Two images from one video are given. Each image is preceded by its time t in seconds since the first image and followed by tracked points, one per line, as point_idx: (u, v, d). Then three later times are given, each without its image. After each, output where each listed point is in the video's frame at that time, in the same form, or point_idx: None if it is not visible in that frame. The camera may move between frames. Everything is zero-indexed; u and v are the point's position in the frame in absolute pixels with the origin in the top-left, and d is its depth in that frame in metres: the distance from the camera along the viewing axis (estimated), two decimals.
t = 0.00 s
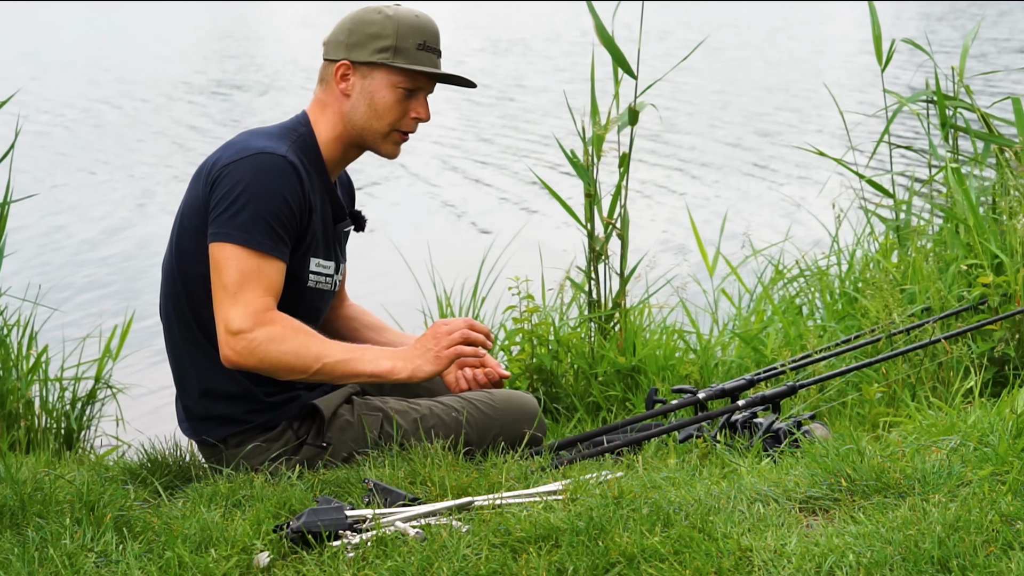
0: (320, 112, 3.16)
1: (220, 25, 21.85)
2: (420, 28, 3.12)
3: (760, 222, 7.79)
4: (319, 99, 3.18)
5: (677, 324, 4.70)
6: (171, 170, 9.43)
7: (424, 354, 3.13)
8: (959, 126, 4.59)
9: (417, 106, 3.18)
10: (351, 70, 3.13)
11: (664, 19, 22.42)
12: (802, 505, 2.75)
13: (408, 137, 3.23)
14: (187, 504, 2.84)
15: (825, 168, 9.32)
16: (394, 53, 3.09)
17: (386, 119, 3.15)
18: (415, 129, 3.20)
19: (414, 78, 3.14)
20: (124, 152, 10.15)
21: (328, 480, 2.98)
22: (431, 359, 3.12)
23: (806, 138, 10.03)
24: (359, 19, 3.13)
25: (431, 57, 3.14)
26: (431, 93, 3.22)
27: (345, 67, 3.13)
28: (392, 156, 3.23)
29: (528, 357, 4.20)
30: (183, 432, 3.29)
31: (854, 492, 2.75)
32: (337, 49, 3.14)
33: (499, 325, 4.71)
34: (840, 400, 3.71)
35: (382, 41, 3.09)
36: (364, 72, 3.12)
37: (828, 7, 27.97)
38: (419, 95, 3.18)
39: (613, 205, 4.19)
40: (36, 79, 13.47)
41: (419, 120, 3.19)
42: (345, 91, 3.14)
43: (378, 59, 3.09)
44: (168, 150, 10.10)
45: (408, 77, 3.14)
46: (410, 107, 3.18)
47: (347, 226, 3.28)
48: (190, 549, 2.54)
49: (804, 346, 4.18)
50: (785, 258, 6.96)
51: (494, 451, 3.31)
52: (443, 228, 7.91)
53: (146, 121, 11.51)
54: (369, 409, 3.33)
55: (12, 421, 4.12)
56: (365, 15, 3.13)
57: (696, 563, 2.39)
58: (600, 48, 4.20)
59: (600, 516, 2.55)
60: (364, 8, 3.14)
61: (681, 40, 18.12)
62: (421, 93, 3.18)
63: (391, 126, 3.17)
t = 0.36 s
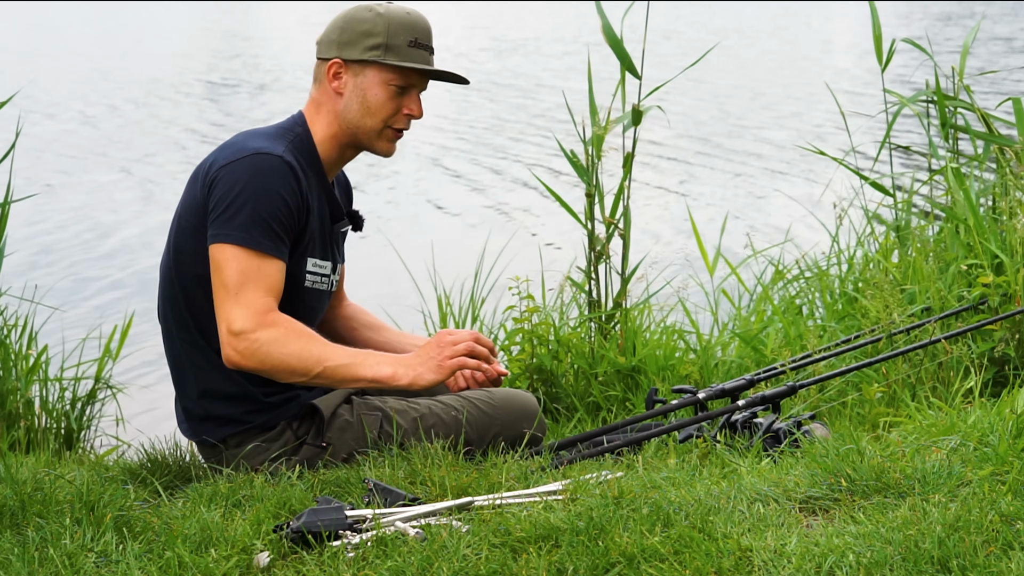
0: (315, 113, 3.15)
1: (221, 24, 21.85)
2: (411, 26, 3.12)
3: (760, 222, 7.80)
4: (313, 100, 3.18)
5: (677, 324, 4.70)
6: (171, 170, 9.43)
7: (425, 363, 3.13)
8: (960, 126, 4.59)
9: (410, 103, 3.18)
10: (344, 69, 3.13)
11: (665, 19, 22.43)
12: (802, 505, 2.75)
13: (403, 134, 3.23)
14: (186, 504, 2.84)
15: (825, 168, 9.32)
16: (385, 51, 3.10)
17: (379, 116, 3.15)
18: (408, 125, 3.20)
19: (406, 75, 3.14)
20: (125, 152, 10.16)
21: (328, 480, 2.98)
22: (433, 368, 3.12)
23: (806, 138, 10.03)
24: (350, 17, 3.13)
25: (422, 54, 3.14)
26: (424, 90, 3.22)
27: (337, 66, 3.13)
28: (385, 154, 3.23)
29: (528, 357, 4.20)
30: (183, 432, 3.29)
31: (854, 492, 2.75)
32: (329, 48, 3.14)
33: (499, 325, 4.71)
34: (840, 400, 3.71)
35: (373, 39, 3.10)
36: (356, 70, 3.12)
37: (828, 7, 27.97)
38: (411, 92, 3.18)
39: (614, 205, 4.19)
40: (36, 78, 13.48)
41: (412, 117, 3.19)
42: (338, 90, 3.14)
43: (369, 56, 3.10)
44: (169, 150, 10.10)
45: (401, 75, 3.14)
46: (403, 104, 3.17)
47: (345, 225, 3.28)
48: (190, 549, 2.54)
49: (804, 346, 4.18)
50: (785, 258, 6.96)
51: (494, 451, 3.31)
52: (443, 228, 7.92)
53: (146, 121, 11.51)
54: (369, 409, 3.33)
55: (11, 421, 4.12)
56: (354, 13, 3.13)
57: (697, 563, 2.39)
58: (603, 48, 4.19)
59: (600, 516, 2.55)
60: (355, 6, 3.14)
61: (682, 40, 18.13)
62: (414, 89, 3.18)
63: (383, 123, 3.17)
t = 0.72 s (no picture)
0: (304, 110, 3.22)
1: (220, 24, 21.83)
2: (383, 15, 3.10)
3: (760, 222, 7.80)
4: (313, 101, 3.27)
5: (677, 324, 4.70)
6: (171, 170, 9.43)
7: (412, 362, 3.10)
8: (960, 126, 4.59)
9: (376, 93, 3.15)
10: (330, 63, 3.21)
11: (665, 20, 22.43)
12: (802, 505, 2.75)
13: (377, 130, 3.17)
14: (186, 504, 2.84)
15: (825, 168, 9.32)
16: (354, 37, 3.11)
17: (349, 106, 3.14)
18: (377, 117, 3.15)
19: (374, 64, 3.14)
20: (124, 153, 10.16)
21: (328, 480, 2.98)
22: (420, 366, 3.10)
23: (806, 138, 10.03)
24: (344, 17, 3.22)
25: (389, 42, 3.10)
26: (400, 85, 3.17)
27: (325, 61, 3.22)
28: (359, 147, 3.17)
29: (528, 357, 4.20)
30: (183, 431, 3.29)
31: (854, 492, 2.75)
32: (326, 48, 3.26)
33: (499, 325, 4.71)
34: (840, 400, 3.71)
35: (347, 28, 3.14)
36: (335, 62, 3.18)
37: (828, 7, 27.98)
38: (383, 84, 3.15)
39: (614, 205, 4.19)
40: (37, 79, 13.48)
41: (379, 107, 3.14)
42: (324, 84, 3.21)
43: (339, 44, 3.14)
44: (168, 150, 10.10)
45: (372, 64, 3.14)
46: (371, 94, 3.15)
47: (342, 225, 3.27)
48: (190, 549, 2.54)
49: (804, 346, 4.18)
50: (784, 258, 6.96)
51: (494, 451, 3.32)
52: (443, 228, 7.92)
53: (146, 121, 11.51)
54: (369, 409, 3.33)
55: (12, 421, 4.12)
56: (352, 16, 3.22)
57: (696, 563, 2.39)
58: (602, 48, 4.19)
59: (600, 516, 2.55)
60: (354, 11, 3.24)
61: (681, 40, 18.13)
62: (383, 80, 3.15)
63: (353, 113, 3.14)
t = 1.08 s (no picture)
0: (308, 111, 3.19)
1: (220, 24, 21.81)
2: (395, 18, 3.10)
3: (760, 222, 7.79)
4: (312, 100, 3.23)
5: (677, 324, 4.69)
6: (171, 170, 9.43)
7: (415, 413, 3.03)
8: (960, 126, 4.59)
9: (393, 97, 3.16)
10: (335, 65, 3.18)
11: (666, 19, 22.42)
12: (802, 505, 2.75)
13: (391, 134, 3.20)
14: (186, 504, 2.84)
15: (826, 168, 9.31)
16: (366, 42, 3.10)
17: (364, 110, 3.14)
18: (395, 121, 3.16)
19: (389, 68, 3.13)
20: (124, 153, 10.15)
21: (328, 480, 2.98)
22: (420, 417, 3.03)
23: (807, 137, 10.03)
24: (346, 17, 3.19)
25: (404, 46, 3.10)
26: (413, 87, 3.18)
27: (329, 63, 3.18)
28: (374, 151, 3.19)
29: (528, 357, 4.20)
30: (183, 431, 3.29)
31: (854, 492, 2.75)
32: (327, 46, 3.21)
33: (499, 325, 4.71)
34: (840, 400, 3.71)
35: (357, 31, 3.11)
36: (344, 65, 3.16)
37: (828, 7, 27.97)
38: (398, 87, 3.16)
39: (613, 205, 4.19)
40: (37, 78, 13.47)
41: (396, 112, 3.15)
42: (330, 86, 3.19)
43: (351, 48, 3.12)
44: (168, 150, 10.10)
45: (385, 68, 3.14)
46: (387, 98, 3.16)
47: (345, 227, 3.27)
48: (190, 549, 2.54)
49: (804, 345, 4.18)
50: (785, 258, 6.96)
51: (494, 451, 3.31)
52: (443, 228, 7.92)
53: (146, 121, 11.51)
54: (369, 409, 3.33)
55: (12, 421, 4.12)
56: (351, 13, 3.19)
57: (696, 563, 2.39)
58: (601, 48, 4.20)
59: (600, 516, 2.55)
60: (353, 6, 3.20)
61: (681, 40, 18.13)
62: (399, 84, 3.16)
63: (370, 118, 3.15)
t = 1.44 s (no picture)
0: (308, 123, 3.15)
1: (220, 24, 21.80)
2: (396, 43, 3.06)
3: (761, 222, 7.79)
4: (308, 104, 3.17)
5: (677, 324, 4.69)
6: (171, 170, 9.43)
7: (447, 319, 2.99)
8: (960, 126, 4.59)
9: (400, 118, 3.14)
10: (332, 81, 3.11)
11: (666, 19, 22.42)
12: (802, 505, 2.75)
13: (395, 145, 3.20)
14: (187, 504, 2.84)
15: (827, 168, 9.31)
16: (369, 70, 3.06)
17: (370, 130, 3.13)
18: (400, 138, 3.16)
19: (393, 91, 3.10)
20: (123, 152, 10.15)
21: (328, 480, 2.98)
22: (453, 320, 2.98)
23: (808, 138, 10.02)
24: (338, 30, 3.10)
25: (407, 72, 3.08)
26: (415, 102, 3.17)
27: (325, 78, 3.10)
28: (380, 163, 3.21)
29: (528, 357, 4.20)
30: (183, 432, 3.29)
31: (854, 492, 2.75)
32: (319, 59, 3.11)
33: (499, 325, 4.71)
34: (840, 400, 3.71)
35: (357, 56, 3.05)
36: (343, 84, 3.10)
37: (828, 7, 27.97)
38: (402, 106, 3.14)
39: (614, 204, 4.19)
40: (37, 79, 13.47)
41: (402, 132, 3.15)
42: (328, 101, 3.12)
43: (353, 75, 3.06)
44: (168, 150, 10.10)
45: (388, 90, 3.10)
46: (392, 118, 3.14)
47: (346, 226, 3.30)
48: (190, 549, 2.54)
49: (804, 345, 4.18)
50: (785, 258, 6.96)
51: (494, 451, 3.31)
52: (443, 228, 7.92)
53: (146, 121, 11.50)
54: (369, 409, 3.33)
55: (12, 421, 4.13)
56: (343, 26, 3.10)
57: (696, 563, 2.39)
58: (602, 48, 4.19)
59: (600, 516, 2.55)
60: (344, 18, 3.10)
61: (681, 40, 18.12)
62: (405, 104, 3.13)
63: (375, 136, 3.15)
